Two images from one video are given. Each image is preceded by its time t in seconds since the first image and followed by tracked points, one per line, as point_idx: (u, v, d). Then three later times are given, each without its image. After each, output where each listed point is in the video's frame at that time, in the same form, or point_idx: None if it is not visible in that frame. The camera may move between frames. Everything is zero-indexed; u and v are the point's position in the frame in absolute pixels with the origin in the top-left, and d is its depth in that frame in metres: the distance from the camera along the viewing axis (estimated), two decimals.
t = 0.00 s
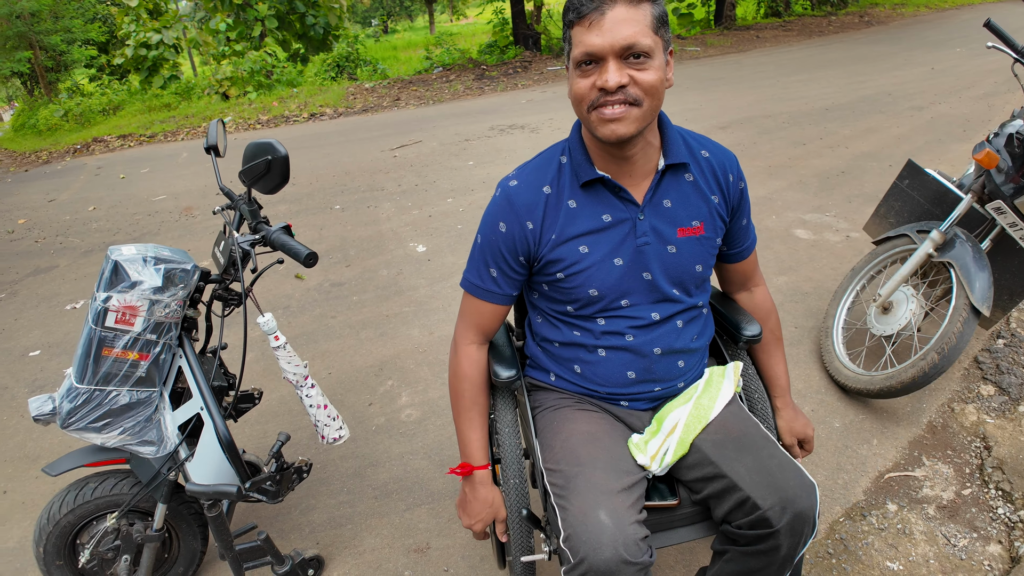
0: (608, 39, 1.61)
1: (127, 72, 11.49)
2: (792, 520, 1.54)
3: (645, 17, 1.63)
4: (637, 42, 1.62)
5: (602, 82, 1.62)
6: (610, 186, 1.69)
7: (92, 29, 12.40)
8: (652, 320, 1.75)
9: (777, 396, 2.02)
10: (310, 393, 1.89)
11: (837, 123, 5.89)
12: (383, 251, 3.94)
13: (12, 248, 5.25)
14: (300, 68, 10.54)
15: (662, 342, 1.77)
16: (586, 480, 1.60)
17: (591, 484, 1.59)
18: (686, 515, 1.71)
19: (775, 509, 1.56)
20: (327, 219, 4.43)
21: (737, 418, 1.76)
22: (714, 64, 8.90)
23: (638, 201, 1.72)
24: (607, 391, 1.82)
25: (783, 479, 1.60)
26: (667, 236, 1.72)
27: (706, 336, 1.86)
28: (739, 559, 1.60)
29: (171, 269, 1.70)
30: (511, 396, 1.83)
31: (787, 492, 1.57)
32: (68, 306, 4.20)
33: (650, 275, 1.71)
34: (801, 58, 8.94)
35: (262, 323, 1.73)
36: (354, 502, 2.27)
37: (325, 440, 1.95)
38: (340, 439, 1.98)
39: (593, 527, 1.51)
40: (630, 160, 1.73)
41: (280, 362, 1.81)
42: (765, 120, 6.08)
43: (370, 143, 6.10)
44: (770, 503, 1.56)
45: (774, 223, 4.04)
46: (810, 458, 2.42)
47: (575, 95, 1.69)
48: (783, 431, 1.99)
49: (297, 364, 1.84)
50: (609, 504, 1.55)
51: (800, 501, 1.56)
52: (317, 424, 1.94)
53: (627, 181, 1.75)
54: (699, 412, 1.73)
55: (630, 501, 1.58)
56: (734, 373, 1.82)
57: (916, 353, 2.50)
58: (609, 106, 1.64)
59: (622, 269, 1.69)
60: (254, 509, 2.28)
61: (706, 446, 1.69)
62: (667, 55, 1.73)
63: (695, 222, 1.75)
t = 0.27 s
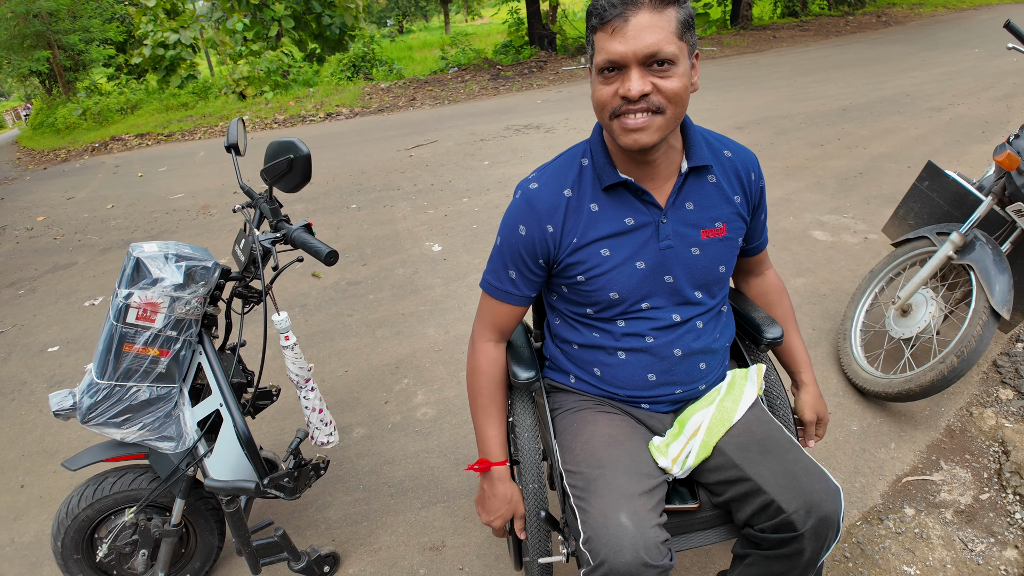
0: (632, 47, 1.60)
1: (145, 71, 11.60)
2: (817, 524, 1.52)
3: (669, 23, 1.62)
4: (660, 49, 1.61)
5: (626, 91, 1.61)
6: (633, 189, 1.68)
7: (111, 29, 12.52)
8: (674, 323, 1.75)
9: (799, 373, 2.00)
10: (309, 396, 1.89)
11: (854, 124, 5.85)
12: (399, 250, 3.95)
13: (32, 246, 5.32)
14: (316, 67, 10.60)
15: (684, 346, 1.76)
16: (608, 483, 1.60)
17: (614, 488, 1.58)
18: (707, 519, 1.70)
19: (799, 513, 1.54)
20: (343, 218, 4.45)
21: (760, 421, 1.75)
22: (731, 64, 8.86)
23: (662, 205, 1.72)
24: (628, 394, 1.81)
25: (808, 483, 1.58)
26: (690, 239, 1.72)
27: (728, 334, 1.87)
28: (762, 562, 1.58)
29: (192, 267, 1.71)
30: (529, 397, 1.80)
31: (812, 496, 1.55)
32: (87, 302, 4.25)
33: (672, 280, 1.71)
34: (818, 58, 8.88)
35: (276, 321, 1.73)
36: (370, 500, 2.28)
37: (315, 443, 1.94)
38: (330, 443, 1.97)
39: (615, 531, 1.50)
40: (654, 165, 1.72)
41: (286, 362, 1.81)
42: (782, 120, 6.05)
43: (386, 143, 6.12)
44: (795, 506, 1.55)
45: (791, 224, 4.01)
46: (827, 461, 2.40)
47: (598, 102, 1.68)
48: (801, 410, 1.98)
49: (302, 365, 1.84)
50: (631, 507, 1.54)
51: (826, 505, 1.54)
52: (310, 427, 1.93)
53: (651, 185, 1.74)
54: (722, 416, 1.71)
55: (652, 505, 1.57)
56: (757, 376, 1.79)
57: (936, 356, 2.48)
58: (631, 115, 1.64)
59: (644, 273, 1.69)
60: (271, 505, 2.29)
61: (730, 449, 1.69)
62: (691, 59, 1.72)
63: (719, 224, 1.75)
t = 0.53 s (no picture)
0: (648, 53, 1.60)
1: (161, 69, 11.68)
2: (825, 507, 1.53)
3: (689, 33, 1.60)
4: (675, 59, 1.59)
5: (639, 96, 1.62)
6: (650, 182, 1.70)
7: (128, 28, 12.62)
8: (689, 311, 1.76)
9: (801, 354, 2.05)
10: (313, 390, 1.88)
11: (871, 126, 5.82)
12: (414, 248, 3.96)
13: (49, 242, 5.37)
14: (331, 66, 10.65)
15: (699, 334, 1.77)
16: (623, 461, 1.61)
17: (629, 465, 1.59)
18: (718, 502, 1.70)
19: (809, 496, 1.55)
20: (359, 216, 4.47)
21: (772, 409, 1.76)
22: (746, 64, 8.83)
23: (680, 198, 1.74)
24: (642, 379, 1.81)
25: (818, 467, 1.59)
26: (706, 231, 1.73)
27: (741, 322, 1.88)
28: (769, 544, 1.58)
29: (215, 262, 1.72)
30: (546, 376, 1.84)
31: (820, 480, 1.56)
32: (105, 297, 4.28)
33: (688, 270, 1.73)
34: (834, 60, 8.84)
35: (293, 317, 1.74)
36: (386, 495, 2.29)
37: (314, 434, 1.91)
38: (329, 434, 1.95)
39: (629, 506, 1.52)
40: (671, 161, 1.73)
41: (296, 356, 1.82)
42: (799, 121, 6.02)
43: (401, 142, 6.14)
44: (804, 489, 1.55)
45: (808, 226, 4.00)
46: (844, 463, 2.40)
47: (616, 101, 1.69)
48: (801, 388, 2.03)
49: (310, 359, 1.85)
50: (644, 484, 1.56)
51: (834, 489, 1.54)
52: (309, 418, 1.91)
53: (670, 181, 1.75)
54: (735, 401, 1.72)
55: (665, 483, 1.58)
56: (769, 367, 1.81)
57: (953, 359, 2.46)
58: (643, 120, 1.65)
59: (660, 264, 1.70)
60: (288, 499, 2.30)
61: (742, 434, 1.69)
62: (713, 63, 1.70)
63: (734, 216, 1.76)
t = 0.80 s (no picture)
0: (667, 60, 1.63)
1: (188, 65, 11.82)
2: (841, 480, 1.53)
3: (713, 47, 1.60)
4: (693, 73, 1.61)
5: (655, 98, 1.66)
6: (682, 167, 1.74)
7: (156, 24, 12.77)
8: (714, 291, 1.80)
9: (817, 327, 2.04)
10: (358, 378, 1.92)
11: (900, 129, 5.76)
12: (440, 244, 3.98)
13: (79, 233, 5.46)
14: (357, 64, 10.73)
15: (723, 314, 1.81)
16: (644, 432, 1.63)
17: (651, 435, 1.61)
18: (738, 480, 1.70)
19: (825, 469, 1.55)
20: (386, 212, 4.50)
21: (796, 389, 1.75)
22: (773, 66, 8.78)
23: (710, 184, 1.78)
24: (667, 356, 1.83)
25: (835, 442, 1.59)
26: (734, 216, 1.77)
27: (765, 307, 1.90)
28: (786, 519, 1.58)
29: (252, 250, 1.75)
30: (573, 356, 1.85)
31: (837, 453, 1.56)
32: (134, 287, 4.34)
33: (714, 253, 1.77)
34: (862, 62, 8.76)
35: (330, 306, 1.76)
36: (412, 487, 2.31)
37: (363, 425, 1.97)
38: (376, 424, 2.00)
39: (650, 471, 1.53)
40: (699, 152, 1.78)
41: (338, 345, 1.84)
42: (826, 124, 5.98)
43: (426, 140, 6.17)
44: (821, 462, 1.55)
45: (836, 228, 3.97)
46: (872, 466, 2.38)
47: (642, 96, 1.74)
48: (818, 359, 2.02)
49: (352, 349, 1.86)
50: (666, 452, 1.57)
51: (850, 463, 1.55)
52: (358, 409, 1.97)
53: (703, 168, 1.80)
54: (756, 381, 1.72)
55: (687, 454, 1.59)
56: (791, 350, 1.82)
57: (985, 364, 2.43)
58: (659, 125, 1.69)
59: (688, 245, 1.75)
60: (315, 489, 2.33)
61: (762, 412, 1.69)
62: (743, 73, 1.70)
63: (760, 204, 1.80)
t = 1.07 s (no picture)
0: (699, 66, 1.65)
1: (224, 59, 11.99)
2: (853, 466, 1.54)
3: (744, 56, 1.62)
4: (724, 79, 1.63)
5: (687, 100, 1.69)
6: (711, 162, 1.76)
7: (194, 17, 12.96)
8: (738, 281, 1.81)
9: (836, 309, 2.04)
10: (408, 369, 1.96)
11: (939, 137, 5.68)
12: (471, 241, 4.02)
13: (116, 220, 5.58)
14: (391, 60, 10.82)
15: (747, 304, 1.82)
16: (664, 411, 1.67)
17: (671, 414, 1.65)
18: (756, 465, 1.71)
19: (838, 454, 1.57)
20: (418, 209, 4.55)
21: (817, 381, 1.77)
22: (809, 71, 8.70)
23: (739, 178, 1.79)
24: (690, 342, 1.85)
25: (850, 429, 1.61)
26: (760, 210, 1.79)
27: (790, 300, 1.91)
28: (799, 502, 1.60)
29: (295, 241, 1.77)
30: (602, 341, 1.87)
31: (851, 440, 1.58)
32: (170, 275, 4.42)
33: (739, 245, 1.79)
34: (901, 68, 8.64)
35: (372, 299, 1.79)
36: (440, 480, 2.34)
37: (419, 417, 2.01)
38: (432, 416, 2.03)
39: (667, 446, 1.58)
40: (728, 149, 1.79)
41: (385, 337, 1.89)
42: (863, 130, 5.92)
43: (459, 137, 6.21)
44: (835, 448, 1.57)
45: (871, 236, 3.94)
46: (902, 477, 2.35)
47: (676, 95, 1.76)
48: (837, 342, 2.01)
49: (399, 340, 1.91)
50: (683, 429, 1.62)
51: (864, 449, 1.56)
52: (413, 400, 2.00)
53: (731, 163, 1.81)
54: (778, 369, 1.75)
55: (705, 433, 1.63)
56: (814, 342, 1.83)
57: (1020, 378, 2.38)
58: (689, 123, 1.71)
59: (714, 237, 1.77)
60: (344, 479, 2.36)
61: (782, 399, 1.72)
62: (774, 78, 1.70)
63: (786, 199, 1.81)
